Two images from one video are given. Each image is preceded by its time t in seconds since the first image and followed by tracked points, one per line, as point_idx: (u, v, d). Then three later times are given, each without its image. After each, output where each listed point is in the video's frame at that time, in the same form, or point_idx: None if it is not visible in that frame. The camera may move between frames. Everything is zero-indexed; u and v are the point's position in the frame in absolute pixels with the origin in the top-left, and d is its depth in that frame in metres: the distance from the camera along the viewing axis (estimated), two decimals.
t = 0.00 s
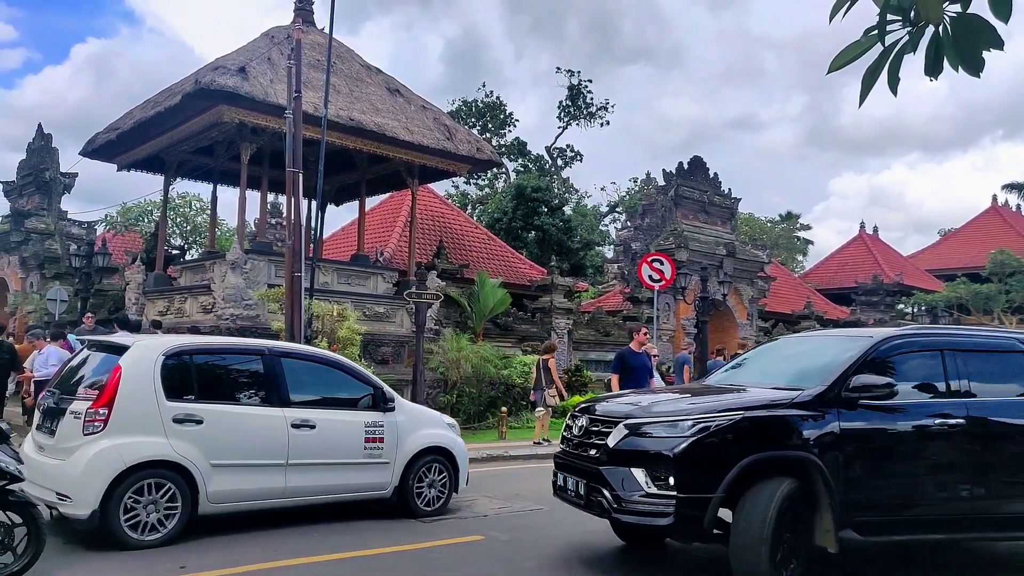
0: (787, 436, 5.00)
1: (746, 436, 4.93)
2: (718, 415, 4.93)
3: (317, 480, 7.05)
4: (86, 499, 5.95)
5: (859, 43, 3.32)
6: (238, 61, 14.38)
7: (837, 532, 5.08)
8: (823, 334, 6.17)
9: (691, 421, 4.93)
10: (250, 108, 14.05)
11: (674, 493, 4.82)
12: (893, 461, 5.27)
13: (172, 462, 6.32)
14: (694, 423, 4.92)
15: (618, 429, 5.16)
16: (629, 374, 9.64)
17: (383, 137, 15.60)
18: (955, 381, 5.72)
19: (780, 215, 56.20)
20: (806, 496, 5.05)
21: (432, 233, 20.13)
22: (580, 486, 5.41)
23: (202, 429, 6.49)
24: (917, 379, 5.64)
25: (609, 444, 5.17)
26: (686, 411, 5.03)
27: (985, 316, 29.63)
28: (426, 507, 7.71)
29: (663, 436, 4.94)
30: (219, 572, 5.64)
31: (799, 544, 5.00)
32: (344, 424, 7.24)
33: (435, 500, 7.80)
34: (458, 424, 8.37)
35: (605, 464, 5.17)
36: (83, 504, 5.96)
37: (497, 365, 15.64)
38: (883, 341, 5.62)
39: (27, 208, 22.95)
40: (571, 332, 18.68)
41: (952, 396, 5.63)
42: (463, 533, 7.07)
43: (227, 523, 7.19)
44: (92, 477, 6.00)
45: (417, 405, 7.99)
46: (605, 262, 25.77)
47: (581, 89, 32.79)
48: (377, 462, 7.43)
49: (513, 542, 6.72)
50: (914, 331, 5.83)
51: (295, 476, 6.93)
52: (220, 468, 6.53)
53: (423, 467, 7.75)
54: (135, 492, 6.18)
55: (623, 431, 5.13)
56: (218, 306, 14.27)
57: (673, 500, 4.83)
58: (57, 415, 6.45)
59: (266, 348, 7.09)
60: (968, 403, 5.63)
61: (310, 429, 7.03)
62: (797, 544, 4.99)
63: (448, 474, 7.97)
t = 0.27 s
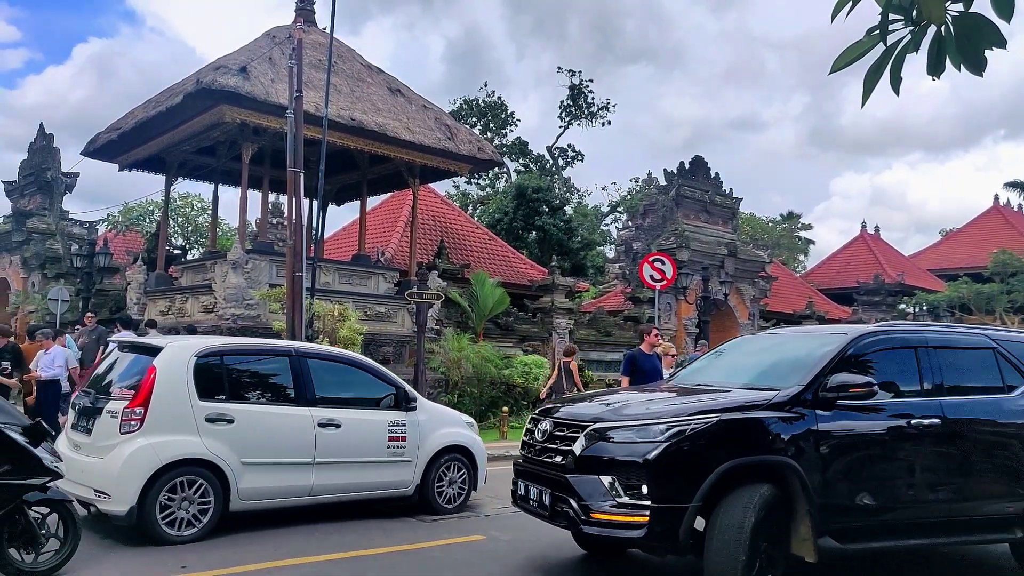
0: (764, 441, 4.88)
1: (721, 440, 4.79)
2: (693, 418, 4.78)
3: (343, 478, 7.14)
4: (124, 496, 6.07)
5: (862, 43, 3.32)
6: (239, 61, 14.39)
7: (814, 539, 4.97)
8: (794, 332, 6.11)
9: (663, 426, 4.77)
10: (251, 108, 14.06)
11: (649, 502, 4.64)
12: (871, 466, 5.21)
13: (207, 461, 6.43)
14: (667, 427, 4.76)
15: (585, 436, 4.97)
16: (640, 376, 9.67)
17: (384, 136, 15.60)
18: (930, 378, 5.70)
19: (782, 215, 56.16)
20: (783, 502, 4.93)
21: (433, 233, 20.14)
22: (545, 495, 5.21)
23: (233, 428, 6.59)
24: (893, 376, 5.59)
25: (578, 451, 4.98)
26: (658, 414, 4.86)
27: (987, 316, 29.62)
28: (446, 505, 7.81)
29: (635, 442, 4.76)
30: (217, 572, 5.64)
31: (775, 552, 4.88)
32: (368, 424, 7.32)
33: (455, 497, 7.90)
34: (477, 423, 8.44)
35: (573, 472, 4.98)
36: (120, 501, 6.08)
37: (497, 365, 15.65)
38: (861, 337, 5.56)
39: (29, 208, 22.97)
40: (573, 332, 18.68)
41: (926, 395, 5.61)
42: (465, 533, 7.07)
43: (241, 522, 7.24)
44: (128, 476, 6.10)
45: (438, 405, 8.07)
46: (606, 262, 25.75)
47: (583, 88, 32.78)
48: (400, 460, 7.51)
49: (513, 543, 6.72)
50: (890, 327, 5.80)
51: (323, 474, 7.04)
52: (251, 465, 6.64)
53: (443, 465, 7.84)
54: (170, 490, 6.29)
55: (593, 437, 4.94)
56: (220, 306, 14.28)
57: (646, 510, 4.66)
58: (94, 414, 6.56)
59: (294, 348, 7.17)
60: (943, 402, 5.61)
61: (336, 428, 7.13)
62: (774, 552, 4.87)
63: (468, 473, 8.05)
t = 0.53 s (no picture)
0: (743, 448, 4.73)
1: (697, 448, 4.62)
2: (666, 423, 4.60)
3: (372, 476, 7.28)
4: (165, 493, 6.20)
5: (864, 44, 3.32)
6: (240, 61, 14.40)
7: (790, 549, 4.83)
8: (766, 328, 6.00)
9: (634, 433, 4.58)
10: (252, 108, 14.07)
11: (621, 512, 4.45)
12: (851, 471, 5.12)
13: (245, 460, 6.59)
14: (638, 434, 4.57)
15: (551, 444, 4.75)
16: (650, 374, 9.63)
17: (385, 137, 15.60)
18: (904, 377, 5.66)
19: (783, 215, 56.13)
20: (759, 512, 4.78)
21: (434, 233, 20.15)
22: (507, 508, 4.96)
23: (268, 428, 6.74)
24: (868, 375, 5.53)
25: (543, 460, 4.75)
26: (628, 419, 4.67)
27: (988, 316, 29.63)
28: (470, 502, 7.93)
29: (606, 450, 4.56)
30: (221, 572, 5.64)
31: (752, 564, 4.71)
32: (394, 424, 7.43)
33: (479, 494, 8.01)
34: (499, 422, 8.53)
35: (538, 482, 4.75)
36: (161, 498, 6.21)
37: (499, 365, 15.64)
38: (835, 336, 5.46)
39: (30, 208, 22.97)
40: (574, 332, 18.70)
41: (901, 395, 5.56)
42: (466, 533, 7.08)
43: (263, 520, 7.33)
44: (169, 474, 6.24)
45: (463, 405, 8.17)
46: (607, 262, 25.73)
47: (584, 88, 32.76)
48: (425, 459, 7.63)
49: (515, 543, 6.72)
50: (866, 325, 5.74)
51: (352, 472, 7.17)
52: (285, 464, 6.79)
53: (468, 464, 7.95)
54: (208, 487, 6.44)
55: (559, 446, 4.72)
56: (221, 306, 14.29)
57: (617, 524, 4.46)
58: (134, 414, 6.68)
59: (324, 350, 7.28)
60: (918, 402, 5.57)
61: (364, 428, 7.25)
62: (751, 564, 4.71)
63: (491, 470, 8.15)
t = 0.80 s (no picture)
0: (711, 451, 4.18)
1: (663, 450, 4.03)
2: (627, 424, 4.00)
3: (404, 473, 7.36)
4: (210, 491, 6.25)
5: (864, 44, 3.31)
6: (241, 61, 14.40)
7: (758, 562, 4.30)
8: (727, 322, 5.43)
9: (591, 434, 3.96)
10: (253, 108, 14.07)
11: (578, 523, 3.83)
12: (823, 473, 4.62)
13: (282, 457, 6.66)
14: (596, 436, 3.95)
15: (500, 446, 4.06)
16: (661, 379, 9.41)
17: (385, 136, 15.60)
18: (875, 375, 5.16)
19: (783, 215, 56.18)
20: (726, 522, 4.21)
21: (435, 232, 20.15)
22: (450, 520, 4.29)
23: (303, 426, 6.80)
24: (836, 373, 5.02)
25: (489, 465, 4.08)
26: (584, 418, 4.04)
27: (988, 316, 29.64)
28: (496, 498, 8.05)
29: (559, 453, 3.92)
30: (218, 571, 5.55)
31: None
32: (424, 423, 7.49)
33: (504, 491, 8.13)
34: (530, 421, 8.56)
35: (484, 491, 4.06)
36: (205, 495, 6.26)
37: (500, 364, 15.64)
38: (801, 331, 4.94)
39: (30, 208, 22.96)
40: (574, 331, 18.73)
41: (870, 394, 5.07)
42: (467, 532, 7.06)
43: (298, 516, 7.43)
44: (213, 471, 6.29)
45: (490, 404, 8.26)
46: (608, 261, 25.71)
47: (584, 88, 32.77)
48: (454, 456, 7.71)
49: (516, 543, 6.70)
50: (833, 319, 5.23)
51: (384, 469, 7.26)
52: (320, 461, 6.86)
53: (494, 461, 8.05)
54: (247, 485, 6.51)
55: (507, 449, 4.05)
56: (221, 306, 14.27)
57: (573, 536, 3.84)
58: (174, 413, 6.69)
59: (355, 351, 7.31)
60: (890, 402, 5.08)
61: (395, 426, 7.33)
62: None
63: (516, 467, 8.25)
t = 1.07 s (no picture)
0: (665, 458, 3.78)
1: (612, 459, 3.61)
2: (573, 429, 3.57)
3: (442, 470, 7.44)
4: (257, 487, 6.34)
5: (865, 45, 3.31)
6: (242, 61, 14.41)
7: None
8: (678, 322, 5.01)
9: (533, 441, 3.51)
10: (254, 108, 14.07)
11: (517, 541, 3.39)
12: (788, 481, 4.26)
13: (325, 455, 6.71)
14: (539, 443, 3.51)
15: (429, 456, 3.61)
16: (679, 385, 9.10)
17: (386, 136, 15.59)
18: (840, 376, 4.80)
19: (784, 215, 56.18)
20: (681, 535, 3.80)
21: (436, 233, 20.16)
22: (376, 537, 3.79)
23: (344, 425, 6.84)
24: (798, 374, 4.64)
25: (421, 477, 3.61)
26: (525, 423, 3.59)
27: (990, 317, 29.64)
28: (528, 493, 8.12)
29: (498, 463, 3.47)
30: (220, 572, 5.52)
31: None
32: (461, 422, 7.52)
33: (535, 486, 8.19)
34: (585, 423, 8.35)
35: (414, 505, 3.60)
36: (252, 491, 6.35)
37: (501, 365, 15.64)
38: (761, 329, 4.56)
39: (31, 208, 22.96)
40: (574, 331, 18.75)
41: (834, 397, 4.72)
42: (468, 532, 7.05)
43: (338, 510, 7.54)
44: (261, 466, 6.38)
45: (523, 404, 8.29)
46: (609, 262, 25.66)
47: (585, 89, 32.75)
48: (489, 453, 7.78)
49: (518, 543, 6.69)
50: (794, 317, 4.85)
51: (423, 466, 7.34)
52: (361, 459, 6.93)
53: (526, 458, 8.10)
54: (292, 480, 6.60)
55: (439, 458, 3.59)
56: (222, 306, 14.26)
57: (512, 555, 3.39)
58: (221, 412, 6.71)
59: (392, 353, 7.25)
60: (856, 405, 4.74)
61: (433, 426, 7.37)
62: None
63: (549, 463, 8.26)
